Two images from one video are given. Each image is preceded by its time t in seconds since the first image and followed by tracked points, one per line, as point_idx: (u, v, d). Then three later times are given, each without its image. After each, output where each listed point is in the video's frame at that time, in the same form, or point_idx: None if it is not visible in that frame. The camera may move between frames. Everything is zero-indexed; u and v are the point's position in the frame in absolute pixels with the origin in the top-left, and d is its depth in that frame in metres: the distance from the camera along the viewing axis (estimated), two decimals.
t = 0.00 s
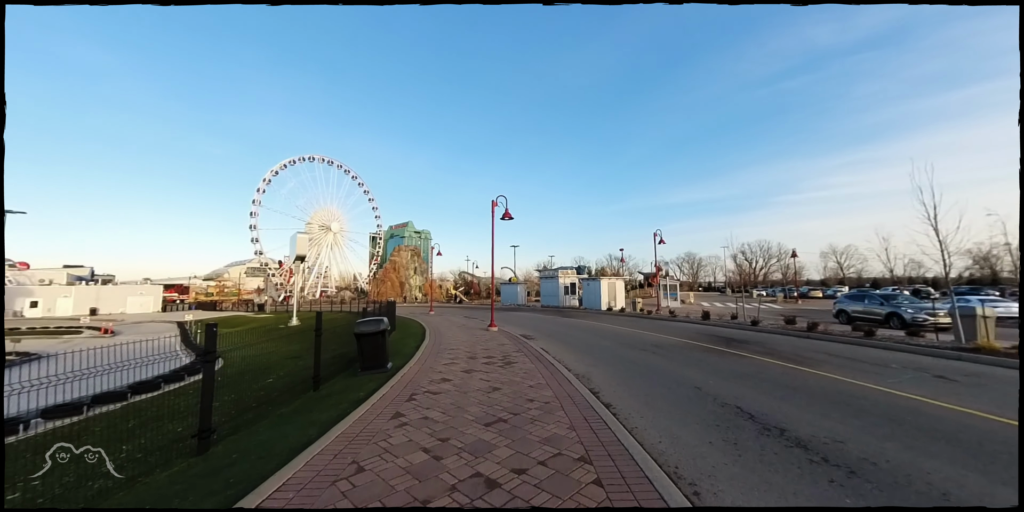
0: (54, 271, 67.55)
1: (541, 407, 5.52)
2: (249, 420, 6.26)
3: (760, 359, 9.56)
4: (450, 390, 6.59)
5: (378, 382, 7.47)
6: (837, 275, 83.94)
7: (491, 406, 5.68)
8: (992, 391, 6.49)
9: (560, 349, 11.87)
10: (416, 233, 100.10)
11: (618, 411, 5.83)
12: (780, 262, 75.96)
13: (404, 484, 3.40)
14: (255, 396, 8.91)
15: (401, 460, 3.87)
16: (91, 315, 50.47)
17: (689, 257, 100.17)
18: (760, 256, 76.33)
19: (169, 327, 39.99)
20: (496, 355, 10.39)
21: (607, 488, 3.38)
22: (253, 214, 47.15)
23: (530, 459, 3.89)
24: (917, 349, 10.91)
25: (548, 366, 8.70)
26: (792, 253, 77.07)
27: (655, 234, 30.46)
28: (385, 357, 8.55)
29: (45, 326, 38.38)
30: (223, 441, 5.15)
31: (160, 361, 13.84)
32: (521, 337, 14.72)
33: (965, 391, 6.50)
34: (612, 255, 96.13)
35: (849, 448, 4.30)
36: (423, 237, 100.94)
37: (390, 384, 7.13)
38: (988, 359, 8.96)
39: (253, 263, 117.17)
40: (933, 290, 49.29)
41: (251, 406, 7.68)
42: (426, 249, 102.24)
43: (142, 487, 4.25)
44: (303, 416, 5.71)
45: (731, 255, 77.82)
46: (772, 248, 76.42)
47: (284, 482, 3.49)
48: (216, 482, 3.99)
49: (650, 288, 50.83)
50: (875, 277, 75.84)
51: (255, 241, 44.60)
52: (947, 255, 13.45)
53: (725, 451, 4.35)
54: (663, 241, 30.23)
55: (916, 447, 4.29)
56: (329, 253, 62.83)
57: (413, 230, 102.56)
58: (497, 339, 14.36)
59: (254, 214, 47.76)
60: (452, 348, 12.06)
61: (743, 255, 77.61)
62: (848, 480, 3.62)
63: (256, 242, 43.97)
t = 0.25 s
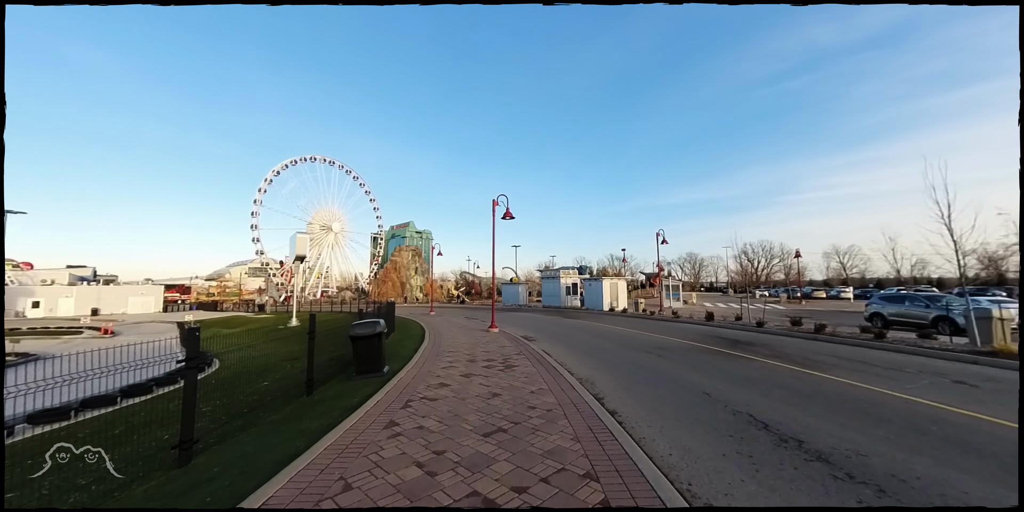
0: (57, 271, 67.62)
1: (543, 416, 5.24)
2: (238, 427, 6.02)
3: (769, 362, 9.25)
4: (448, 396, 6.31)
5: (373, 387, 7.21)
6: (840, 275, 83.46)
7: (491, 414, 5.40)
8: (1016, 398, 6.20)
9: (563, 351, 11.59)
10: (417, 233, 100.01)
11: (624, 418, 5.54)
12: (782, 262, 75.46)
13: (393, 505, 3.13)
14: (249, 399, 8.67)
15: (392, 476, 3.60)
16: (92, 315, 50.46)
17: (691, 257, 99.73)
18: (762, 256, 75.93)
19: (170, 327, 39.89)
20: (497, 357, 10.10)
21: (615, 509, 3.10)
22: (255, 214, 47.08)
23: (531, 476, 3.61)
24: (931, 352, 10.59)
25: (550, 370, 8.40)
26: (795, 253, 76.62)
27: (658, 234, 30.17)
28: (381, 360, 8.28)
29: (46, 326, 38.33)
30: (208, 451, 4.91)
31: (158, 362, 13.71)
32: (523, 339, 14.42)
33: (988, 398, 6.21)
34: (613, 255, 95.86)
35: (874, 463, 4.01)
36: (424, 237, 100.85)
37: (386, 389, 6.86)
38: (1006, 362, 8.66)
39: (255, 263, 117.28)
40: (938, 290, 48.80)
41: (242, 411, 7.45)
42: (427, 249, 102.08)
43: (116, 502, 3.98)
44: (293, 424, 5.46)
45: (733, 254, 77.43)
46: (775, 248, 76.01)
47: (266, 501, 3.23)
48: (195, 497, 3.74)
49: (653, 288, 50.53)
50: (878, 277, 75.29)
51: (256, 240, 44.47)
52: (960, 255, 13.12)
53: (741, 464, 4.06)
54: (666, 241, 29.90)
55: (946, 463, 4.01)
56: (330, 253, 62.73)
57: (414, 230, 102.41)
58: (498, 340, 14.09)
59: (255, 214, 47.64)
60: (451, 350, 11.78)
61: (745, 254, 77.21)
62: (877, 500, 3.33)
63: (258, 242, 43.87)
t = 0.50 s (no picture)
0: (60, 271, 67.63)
1: (545, 422, 4.94)
2: (227, 432, 5.76)
3: (780, 363, 8.92)
4: (445, 400, 6.02)
5: (369, 389, 6.94)
6: (844, 274, 82.87)
7: (490, 419, 5.10)
8: None
9: (565, 351, 11.30)
10: (419, 233, 99.92)
11: (632, 424, 5.24)
12: (786, 262, 74.98)
13: None
14: (243, 401, 8.41)
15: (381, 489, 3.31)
16: (94, 315, 50.40)
17: (694, 257, 99.23)
18: (765, 255, 75.42)
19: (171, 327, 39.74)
20: (497, 359, 9.80)
21: None
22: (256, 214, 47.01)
23: (533, 489, 3.32)
24: (947, 352, 10.26)
25: (553, 372, 8.10)
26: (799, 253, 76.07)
27: (662, 233, 29.83)
28: (379, 360, 8.00)
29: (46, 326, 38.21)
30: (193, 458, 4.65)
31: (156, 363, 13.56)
32: (525, 339, 14.11)
33: (1014, 402, 5.90)
34: (615, 255, 95.44)
35: (904, 474, 3.70)
36: (426, 237, 100.73)
37: (382, 392, 6.58)
38: None
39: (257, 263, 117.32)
40: (944, 289, 48.26)
41: (234, 414, 7.20)
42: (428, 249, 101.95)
43: None
44: (283, 429, 5.20)
45: (736, 254, 76.92)
46: (778, 247, 75.53)
47: None
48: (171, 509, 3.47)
49: (655, 288, 50.17)
50: (883, 276, 74.69)
51: (257, 240, 44.39)
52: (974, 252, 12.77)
53: (760, 476, 3.76)
54: (670, 239, 29.59)
55: (981, 474, 3.71)
56: (332, 253, 62.63)
57: (416, 230, 102.37)
58: (499, 340, 13.80)
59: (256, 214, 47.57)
60: (451, 350, 11.50)
61: (748, 254, 76.73)
62: None
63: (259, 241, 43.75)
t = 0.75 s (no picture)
0: (65, 271, 68.01)
1: (548, 428, 4.65)
2: (215, 437, 5.51)
3: (792, 365, 8.57)
4: (443, 403, 5.75)
5: (365, 392, 6.67)
6: (848, 274, 82.09)
7: (490, 425, 4.80)
8: None
9: (568, 352, 10.99)
10: (421, 233, 99.87)
11: (639, 430, 4.95)
12: (790, 262, 74.26)
13: None
14: (237, 403, 8.16)
15: (370, 504, 3.05)
16: (97, 315, 50.51)
17: (697, 257, 98.56)
18: (769, 255, 74.77)
19: (172, 327, 39.70)
20: (499, 360, 9.50)
21: None
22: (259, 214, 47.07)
23: (535, 505, 3.04)
24: (964, 353, 9.88)
25: (556, 374, 7.78)
26: (803, 252, 75.38)
27: (665, 232, 29.51)
28: (376, 362, 7.73)
29: (49, 326, 38.25)
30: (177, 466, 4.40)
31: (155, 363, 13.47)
32: (527, 339, 13.80)
33: None
34: (618, 256, 94.92)
35: (943, 489, 3.39)
36: (428, 237, 100.66)
37: (378, 394, 6.31)
38: None
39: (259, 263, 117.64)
40: (952, 289, 47.56)
41: (226, 417, 6.95)
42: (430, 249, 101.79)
43: None
44: (273, 435, 4.93)
45: (740, 254, 76.31)
46: (782, 247, 74.87)
47: None
48: None
49: (658, 288, 49.75)
50: (888, 276, 73.87)
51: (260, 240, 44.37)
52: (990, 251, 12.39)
53: (782, 488, 3.47)
54: (674, 239, 29.22)
55: None
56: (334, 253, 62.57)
57: (419, 230, 102.31)
58: (500, 341, 13.50)
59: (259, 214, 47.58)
60: (452, 351, 11.20)
61: (752, 254, 76.11)
62: None
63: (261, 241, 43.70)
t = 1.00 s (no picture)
0: (69, 271, 68.29)
1: (551, 440, 4.37)
2: (201, 448, 5.25)
3: (806, 370, 8.20)
4: (441, 411, 5.47)
5: (360, 398, 6.39)
6: (854, 273, 81.21)
7: (489, 436, 4.51)
8: None
9: (572, 355, 10.69)
10: (424, 233, 99.80)
11: (648, 441, 4.65)
12: (795, 262, 73.52)
13: None
14: (229, 408, 7.90)
15: None
16: (100, 315, 50.61)
17: (701, 257, 97.85)
18: (774, 254, 74.06)
19: (174, 327, 39.67)
20: (500, 363, 9.20)
21: None
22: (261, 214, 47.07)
23: None
24: (984, 357, 9.49)
25: (560, 379, 7.47)
26: (808, 252, 74.60)
27: (669, 231, 29.10)
28: (373, 366, 7.44)
29: (52, 326, 38.30)
30: (157, 483, 4.15)
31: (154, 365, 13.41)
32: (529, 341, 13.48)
33: None
34: (620, 255, 94.42)
35: None
36: (431, 237, 100.57)
37: (372, 401, 6.03)
38: None
39: (262, 264, 117.94)
40: (961, 289, 46.80)
41: (217, 424, 6.72)
42: (433, 249, 101.67)
43: None
44: (259, 447, 4.66)
45: (744, 253, 75.66)
46: (787, 246, 74.13)
47: None
48: None
49: (662, 288, 49.28)
50: (895, 276, 72.97)
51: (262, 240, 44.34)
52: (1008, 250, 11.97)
53: None
54: (678, 238, 28.80)
55: None
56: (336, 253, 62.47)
57: (421, 230, 102.19)
58: (501, 343, 13.18)
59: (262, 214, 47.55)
60: (451, 354, 10.90)
61: (756, 253, 75.45)
62: None
63: (263, 241, 43.66)
